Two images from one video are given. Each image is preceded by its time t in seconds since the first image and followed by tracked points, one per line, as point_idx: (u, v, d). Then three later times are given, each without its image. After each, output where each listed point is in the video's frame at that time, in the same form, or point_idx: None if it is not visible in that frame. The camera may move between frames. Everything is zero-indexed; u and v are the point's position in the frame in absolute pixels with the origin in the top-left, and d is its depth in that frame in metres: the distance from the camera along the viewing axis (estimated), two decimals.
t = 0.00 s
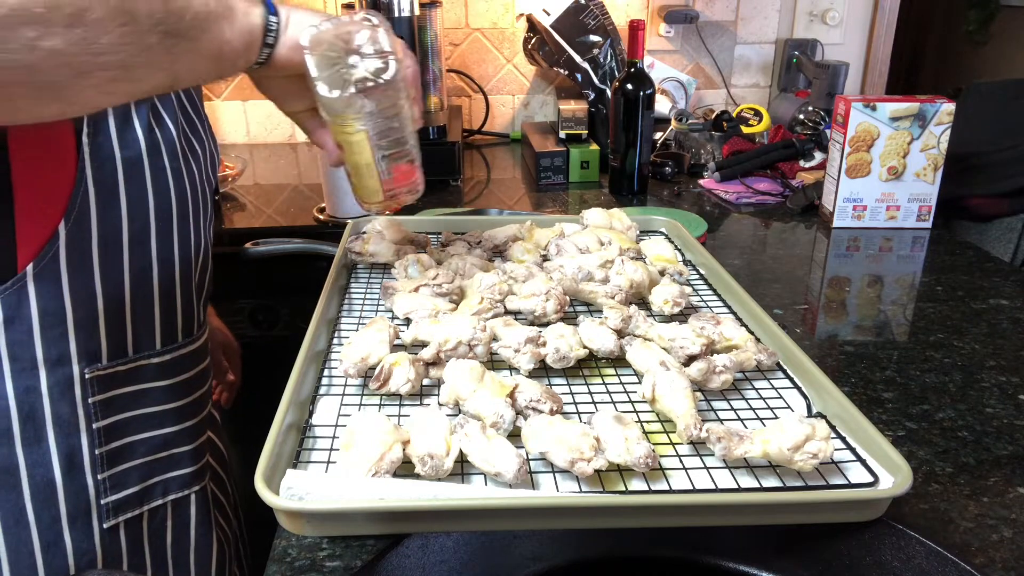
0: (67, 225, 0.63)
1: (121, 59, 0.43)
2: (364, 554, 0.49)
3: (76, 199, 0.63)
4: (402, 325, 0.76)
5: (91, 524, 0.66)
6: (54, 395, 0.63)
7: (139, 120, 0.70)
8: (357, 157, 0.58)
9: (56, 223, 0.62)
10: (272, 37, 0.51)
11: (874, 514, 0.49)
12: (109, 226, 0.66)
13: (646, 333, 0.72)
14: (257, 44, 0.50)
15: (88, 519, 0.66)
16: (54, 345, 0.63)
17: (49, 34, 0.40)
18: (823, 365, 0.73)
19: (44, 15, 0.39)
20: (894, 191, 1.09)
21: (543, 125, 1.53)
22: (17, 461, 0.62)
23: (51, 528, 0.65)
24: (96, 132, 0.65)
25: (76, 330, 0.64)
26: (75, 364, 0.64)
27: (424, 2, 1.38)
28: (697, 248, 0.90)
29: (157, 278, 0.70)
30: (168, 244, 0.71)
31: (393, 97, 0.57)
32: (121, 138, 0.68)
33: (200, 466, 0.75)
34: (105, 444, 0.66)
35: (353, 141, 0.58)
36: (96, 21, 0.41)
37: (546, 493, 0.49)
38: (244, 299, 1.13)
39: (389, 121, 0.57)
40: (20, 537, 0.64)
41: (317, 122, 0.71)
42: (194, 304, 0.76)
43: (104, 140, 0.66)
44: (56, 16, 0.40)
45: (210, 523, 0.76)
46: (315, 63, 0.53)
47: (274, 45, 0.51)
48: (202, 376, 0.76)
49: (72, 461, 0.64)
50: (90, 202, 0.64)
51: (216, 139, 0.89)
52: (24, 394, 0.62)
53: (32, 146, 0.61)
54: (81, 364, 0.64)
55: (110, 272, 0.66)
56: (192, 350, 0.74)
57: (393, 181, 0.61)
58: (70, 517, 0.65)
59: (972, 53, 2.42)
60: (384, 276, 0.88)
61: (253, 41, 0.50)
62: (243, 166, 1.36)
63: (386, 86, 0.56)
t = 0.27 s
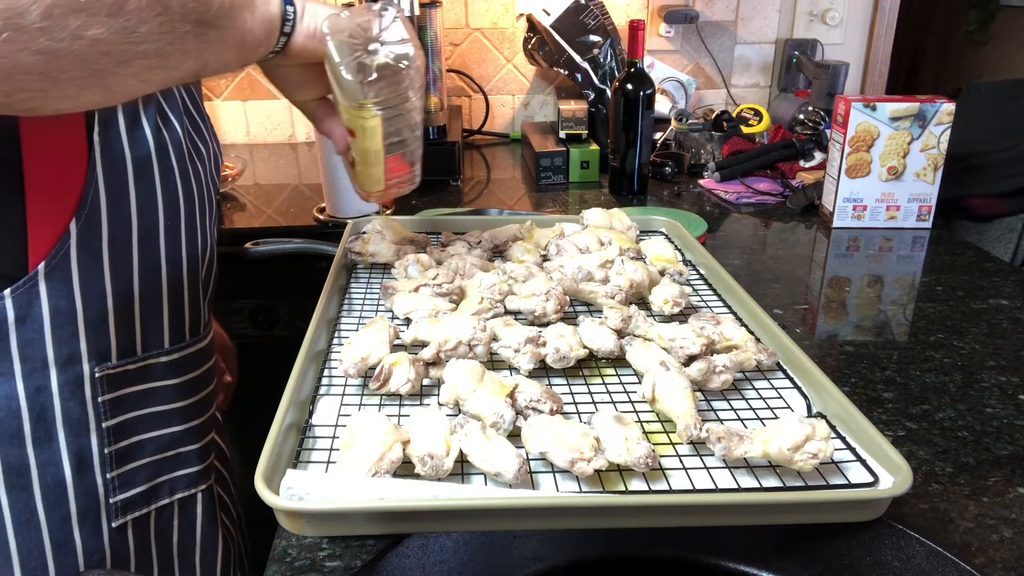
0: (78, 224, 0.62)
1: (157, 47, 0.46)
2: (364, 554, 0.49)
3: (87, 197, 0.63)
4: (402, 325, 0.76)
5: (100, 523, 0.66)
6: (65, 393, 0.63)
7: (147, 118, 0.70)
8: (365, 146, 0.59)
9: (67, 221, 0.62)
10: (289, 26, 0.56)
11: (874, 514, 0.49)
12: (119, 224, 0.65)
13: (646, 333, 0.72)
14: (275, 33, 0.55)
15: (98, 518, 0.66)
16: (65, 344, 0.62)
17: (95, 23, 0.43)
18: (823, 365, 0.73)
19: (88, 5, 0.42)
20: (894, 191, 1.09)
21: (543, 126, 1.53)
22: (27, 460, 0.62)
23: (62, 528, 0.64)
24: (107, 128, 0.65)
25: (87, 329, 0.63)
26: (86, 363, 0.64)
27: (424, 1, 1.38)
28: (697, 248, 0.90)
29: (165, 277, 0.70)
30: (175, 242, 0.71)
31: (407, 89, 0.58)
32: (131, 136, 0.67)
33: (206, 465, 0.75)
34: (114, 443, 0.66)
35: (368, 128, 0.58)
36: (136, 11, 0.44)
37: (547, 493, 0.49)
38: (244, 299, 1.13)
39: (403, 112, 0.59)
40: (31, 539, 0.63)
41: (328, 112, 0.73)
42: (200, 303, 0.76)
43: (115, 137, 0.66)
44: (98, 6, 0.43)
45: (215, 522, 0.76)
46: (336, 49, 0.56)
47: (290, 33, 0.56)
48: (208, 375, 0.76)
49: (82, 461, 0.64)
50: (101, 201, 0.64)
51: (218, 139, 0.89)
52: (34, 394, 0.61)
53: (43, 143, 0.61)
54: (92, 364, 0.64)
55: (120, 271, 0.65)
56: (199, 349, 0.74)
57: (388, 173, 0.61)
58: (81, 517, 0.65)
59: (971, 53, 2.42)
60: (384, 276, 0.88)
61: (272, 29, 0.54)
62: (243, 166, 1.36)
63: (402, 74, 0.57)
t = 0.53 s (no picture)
0: (89, 223, 0.62)
1: (167, 40, 0.47)
2: (365, 554, 0.49)
3: (98, 196, 0.63)
4: (402, 325, 0.76)
5: (109, 522, 0.66)
6: (74, 394, 0.63)
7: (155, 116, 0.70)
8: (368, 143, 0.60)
9: (78, 221, 0.62)
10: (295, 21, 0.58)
11: (874, 514, 0.49)
12: (130, 223, 0.65)
13: (646, 333, 0.72)
14: (282, 27, 0.56)
15: (106, 517, 0.66)
16: (75, 344, 0.62)
17: (106, 15, 0.43)
18: (823, 365, 0.73)
19: None
20: (894, 191, 1.09)
21: (543, 125, 1.53)
22: (38, 460, 0.62)
23: (71, 528, 0.64)
24: (118, 127, 0.65)
25: (97, 329, 0.63)
26: (95, 363, 0.64)
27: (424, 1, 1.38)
28: (697, 248, 0.90)
29: (174, 276, 0.70)
30: (184, 242, 0.71)
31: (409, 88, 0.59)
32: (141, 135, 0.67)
33: (213, 464, 0.75)
34: (123, 443, 0.66)
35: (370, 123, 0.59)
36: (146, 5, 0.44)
37: (546, 493, 0.49)
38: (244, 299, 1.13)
39: (404, 110, 0.60)
40: (40, 540, 0.63)
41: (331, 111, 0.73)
42: (207, 302, 0.76)
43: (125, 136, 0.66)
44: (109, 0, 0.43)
45: (223, 523, 0.76)
46: (342, 45, 0.57)
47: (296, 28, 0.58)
48: (214, 375, 0.76)
49: (92, 461, 0.64)
50: (112, 200, 0.64)
51: (222, 137, 0.89)
52: (44, 394, 0.61)
53: (55, 142, 0.61)
54: (101, 363, 0.64)
55: (130, 270, 0.65)
56: (206, 348, 0.74)
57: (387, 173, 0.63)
58: (90, 516, 0.65)
59: (971, 53, 2.42)
60: (384, 276, 0.88)
61: (280, 23, 0.56)
62: (243, 167, 1.36)
63: (406, 72, 0.58)
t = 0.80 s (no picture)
0: (99, 223, 0.61)
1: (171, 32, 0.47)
2: (365, 554, 0.49)
3: (108, 196, 0.62)
4: (402, 325, 0.76)
5: (117, 523, 0.66)
6: (83, 394, 0.62)
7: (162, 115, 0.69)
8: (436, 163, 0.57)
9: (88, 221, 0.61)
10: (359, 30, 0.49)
11: (874, 514, 0.49)
12: (140, 222, 0.65)
13: (646, 333, 0.72)
14: (344, 38, 0.48)
15: (115, 518, 0.66)
16: (85, 344, 0.62)
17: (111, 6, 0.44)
18: (823, 365, 0.73)
19: None
20: (894, 191, 1.09)
21: (543, 126, 1.53)
22: (48, 461, 0.62)
23: (81, 528, 0.64)
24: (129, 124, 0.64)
25: (107, 329, 0.63)
26: (105, 364, 0.63)
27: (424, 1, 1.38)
28: (697, 248, 0.90)
29: (183, 275, 0.70)
30: (191, 241, 0.71)
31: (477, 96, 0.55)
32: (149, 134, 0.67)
33: (219, 464, 0.75)
34: (132, 443, 0.66)
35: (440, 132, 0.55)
36: None
37: (546, 493, 0.49)
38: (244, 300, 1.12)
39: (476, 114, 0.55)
40: (50, 540, 0.63)
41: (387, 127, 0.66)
42: (213, 302, 0.75)
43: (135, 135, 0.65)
44: None
45: (228, 522, 0.76)
46: (406, 54, 0.52)
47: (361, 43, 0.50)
48: (220, 376, 0.76)
49: (100, 462, 0.64)
50: (121, 200, 0.63)
51: (224, 136, 0.88)
52: (54, 395, 0.61)
53: (71, 140, 0.59)
54: (110, 363, 0.63)
55: (140, 269, 0.65)
56: (212, 348, 0.74)
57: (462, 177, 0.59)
58: (99, 517, 0.65)
59: (971, 53, 2.42)
60: (384, 276, 0.88)
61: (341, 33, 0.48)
62: (243, 167, 1.36)
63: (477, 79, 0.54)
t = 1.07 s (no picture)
0: (110, 226, 0.61)
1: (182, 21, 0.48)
2: (364, 553, 0.49)
3: (119, 198, 0.61)
4: (402, 325, 0.76)
5: (121, 524, 0.66)
6: (89, 396, 0.61)
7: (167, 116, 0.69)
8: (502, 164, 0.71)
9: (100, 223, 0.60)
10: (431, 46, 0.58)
11: (872, 515, 0.49)
12: (149, 224, 0.65)
13: (646, 333, 0.72)
14: (417, 53, 0.57)
15: (119, 521, 0.66)
16: (92, 346, 0.61)
17: None
18: (823, 365, 0.73)
19: None
20: (894, 191, 1.09)
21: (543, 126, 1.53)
22: (54, 463, 0.61)
23: (87, 530, 0.64)
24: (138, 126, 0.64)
25: (114, 330, 0.62)
26: (111, 365, 0.63)
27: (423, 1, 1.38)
28: (697, 248, 0.90)
29: (189, 276, 0.69)
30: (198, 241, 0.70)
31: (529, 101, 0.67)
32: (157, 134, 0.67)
33: (220, 466, 0.75)
34: (136, 445, 0.66)
35: (505, 137, 0.68)
36: None
37: (547, 493, 0.49)
38: (245, 299, 1.12)
39: (532, 119, 0.69)
40: (56, 543, 0.62)
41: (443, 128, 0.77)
42: (216, 304, 0.75)
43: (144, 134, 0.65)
44: None
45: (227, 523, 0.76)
46: (478, 67, 0.62)
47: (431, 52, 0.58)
48: (223, 378, 0.76)
49: (105, 463, 0.64)
50: (132, 202, 0.63)
51: (226, 139, 0.88)
52: (60, 397, 0.60)
53: (87, 142, 0.58)
54: (117, 365, 0.63)
55: (147, 270, 0.64)
56: (216, 350, 0.74)
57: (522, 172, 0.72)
58: (104, 519, 0.64)
59: (971, 53, 2.42)
60: (384, 276, 0.88)
61: (416, 49, 0.56)
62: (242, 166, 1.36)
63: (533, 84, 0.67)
